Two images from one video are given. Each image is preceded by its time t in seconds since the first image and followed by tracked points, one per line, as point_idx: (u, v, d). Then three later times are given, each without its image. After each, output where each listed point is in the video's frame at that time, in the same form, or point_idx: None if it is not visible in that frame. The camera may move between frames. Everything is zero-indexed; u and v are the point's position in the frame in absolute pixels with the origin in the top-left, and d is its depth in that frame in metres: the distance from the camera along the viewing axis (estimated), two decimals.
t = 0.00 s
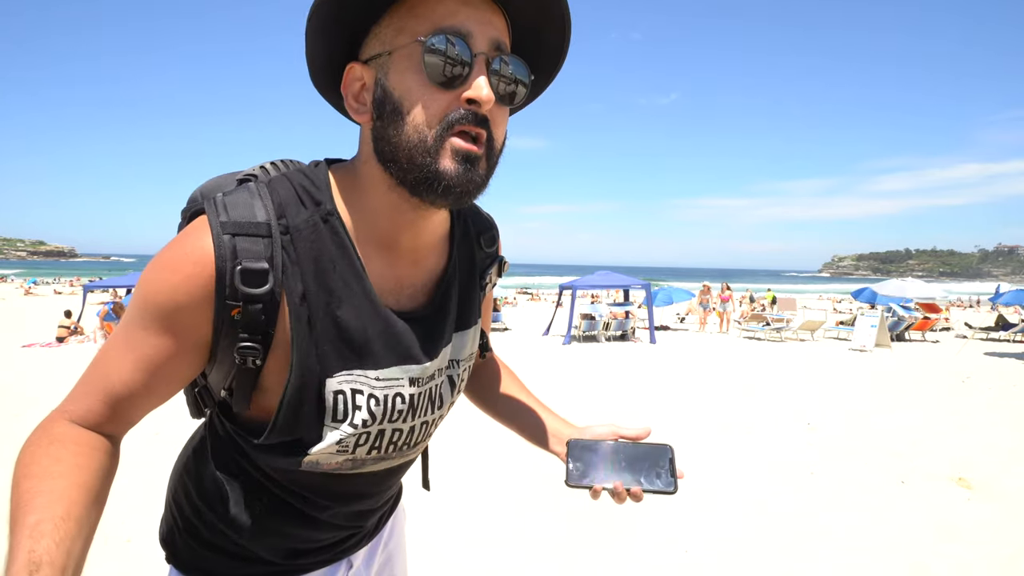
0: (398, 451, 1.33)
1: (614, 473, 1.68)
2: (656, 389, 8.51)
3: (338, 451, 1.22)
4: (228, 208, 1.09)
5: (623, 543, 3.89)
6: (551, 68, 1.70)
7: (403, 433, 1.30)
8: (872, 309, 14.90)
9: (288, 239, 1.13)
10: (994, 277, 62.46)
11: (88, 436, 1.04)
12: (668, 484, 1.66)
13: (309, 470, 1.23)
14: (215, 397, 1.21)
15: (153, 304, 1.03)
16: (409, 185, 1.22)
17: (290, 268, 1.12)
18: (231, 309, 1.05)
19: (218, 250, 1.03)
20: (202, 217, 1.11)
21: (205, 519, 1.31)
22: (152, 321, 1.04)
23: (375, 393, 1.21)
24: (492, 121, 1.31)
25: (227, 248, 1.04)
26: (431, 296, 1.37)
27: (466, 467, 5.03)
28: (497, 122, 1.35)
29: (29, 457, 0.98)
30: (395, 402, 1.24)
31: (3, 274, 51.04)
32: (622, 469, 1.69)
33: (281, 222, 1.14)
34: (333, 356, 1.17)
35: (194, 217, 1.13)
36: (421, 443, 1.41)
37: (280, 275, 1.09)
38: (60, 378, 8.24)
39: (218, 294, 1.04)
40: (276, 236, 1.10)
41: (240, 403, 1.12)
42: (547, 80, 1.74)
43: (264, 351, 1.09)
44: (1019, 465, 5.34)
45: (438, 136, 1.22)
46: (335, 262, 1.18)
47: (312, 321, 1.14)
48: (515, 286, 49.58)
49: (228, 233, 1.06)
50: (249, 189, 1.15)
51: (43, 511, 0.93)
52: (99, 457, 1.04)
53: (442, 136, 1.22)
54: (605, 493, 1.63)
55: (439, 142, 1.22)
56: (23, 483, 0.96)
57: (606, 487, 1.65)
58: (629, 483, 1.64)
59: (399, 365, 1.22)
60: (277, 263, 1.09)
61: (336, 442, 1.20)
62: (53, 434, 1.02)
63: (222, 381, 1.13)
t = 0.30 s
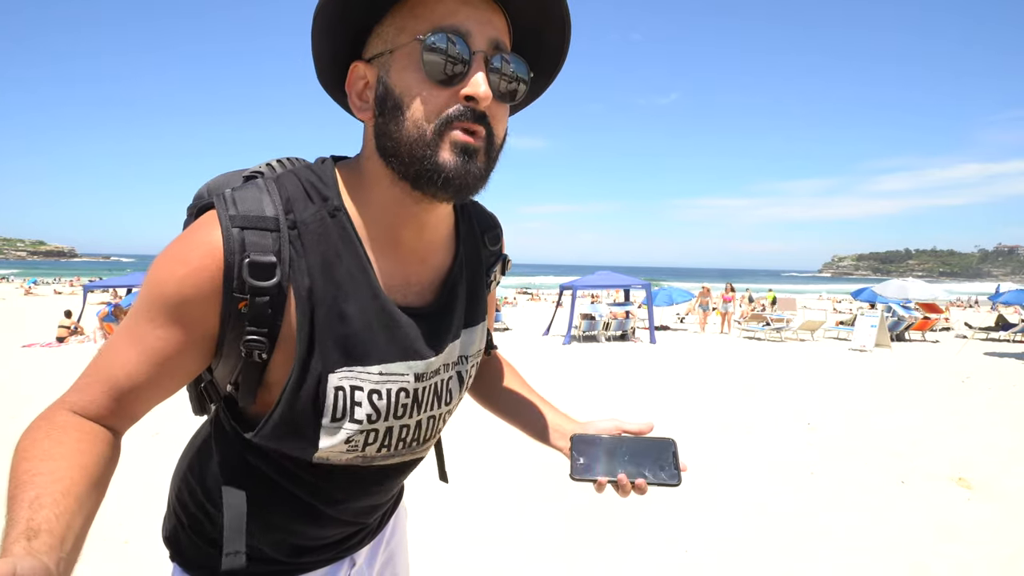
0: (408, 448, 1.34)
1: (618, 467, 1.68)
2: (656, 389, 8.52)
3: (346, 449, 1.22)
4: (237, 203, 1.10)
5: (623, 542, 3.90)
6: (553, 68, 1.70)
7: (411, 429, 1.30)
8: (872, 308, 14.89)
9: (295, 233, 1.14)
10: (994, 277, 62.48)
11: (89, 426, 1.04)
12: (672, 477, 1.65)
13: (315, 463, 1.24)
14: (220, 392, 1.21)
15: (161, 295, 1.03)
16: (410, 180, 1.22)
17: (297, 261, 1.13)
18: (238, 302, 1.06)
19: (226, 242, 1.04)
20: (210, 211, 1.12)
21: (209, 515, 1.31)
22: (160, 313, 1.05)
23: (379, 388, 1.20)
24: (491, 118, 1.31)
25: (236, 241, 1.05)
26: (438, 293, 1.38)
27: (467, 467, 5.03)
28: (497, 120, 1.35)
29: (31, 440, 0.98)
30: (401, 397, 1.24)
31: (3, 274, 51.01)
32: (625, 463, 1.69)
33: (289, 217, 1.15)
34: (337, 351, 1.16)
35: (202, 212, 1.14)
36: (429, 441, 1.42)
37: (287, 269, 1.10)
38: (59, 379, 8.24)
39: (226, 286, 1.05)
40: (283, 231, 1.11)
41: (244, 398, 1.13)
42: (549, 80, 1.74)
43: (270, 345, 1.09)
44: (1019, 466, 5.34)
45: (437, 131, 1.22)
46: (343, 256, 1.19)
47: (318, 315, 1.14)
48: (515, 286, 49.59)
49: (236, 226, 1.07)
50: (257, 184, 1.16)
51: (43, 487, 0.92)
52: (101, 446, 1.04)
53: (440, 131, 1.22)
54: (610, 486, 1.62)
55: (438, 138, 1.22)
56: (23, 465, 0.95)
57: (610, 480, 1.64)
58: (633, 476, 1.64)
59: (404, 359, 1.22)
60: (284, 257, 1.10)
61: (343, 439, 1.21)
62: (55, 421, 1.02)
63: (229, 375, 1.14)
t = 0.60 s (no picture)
0: (414, 447, 1.34)
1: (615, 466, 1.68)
2: (656, 389, 8.53)
3: (351, 445, 1.23)
4: (243, 203, 1.10)
5: (623, 542, 3.90)
6: (559, 69, 1.70)
7: (416, 428, 1.30)
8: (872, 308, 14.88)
9: (301, 234, 1.14)
10: (994, 277, 62.50)
11: (93, 424, 1.04)
12: (668, 476, 1.65)
13: (322, 463, 1.25)
14: (224, 391, 1.21)
15: (169, 294, 1.04)
16: (410, 181, 1.23)
17: (303, 261, 1.13)
18: (245, 302, 1.06)
19: (233, 241, 1.04)
20: (215, 210, 1.12)
21: (213, 514, 1.31)
22: (166, 312, 1.05)
23: (386, 387, 1.20)
24: (493, 120, 1.31)
25: (243, 241, 1.05)
26: (442, 293, 1.38)
27: (466, 466, 5.03)
28: (500, 121, 1.35)
29: (35, 438, 0.98)
30: (409, 396, 1.24)
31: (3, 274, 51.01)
32: (623, 462, 1.70)
33: (295, 217, 1.15)
34: (343, 351, 1.16)
35: (205, 211, 1.14)
36: (433, 441, 1.42)
37: (293, 269, 1.11)
38: (59, 379, 8.24)
39: (232, 286, 1.05)
40: (289, 231, 1.12)
41: (249, 397, 1.13)
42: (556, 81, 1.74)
43: (276, 344, 1.09)
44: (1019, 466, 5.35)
45: (437, 132, 1.22)
46: (348, 256, 1.19)
47: (323, 314, 1.14)
48: (515, 285, 49.56)
49: (243, 225, 1.07)
50: (262, 184, 1.16)
51: (48, 485, 0.93)
52: (106, 444, 1.04)
53: (441, 132, 1.22)
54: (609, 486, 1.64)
55: (438, 137, 1.22)
56: (28, 463, 0.96)
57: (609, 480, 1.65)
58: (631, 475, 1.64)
59: (410, 358, 1.22)
60: (290, 257, 1.10)
61: (348, 435, 1.21)
62: (60, 419, 1.02)
63: (233, 373, 1.13)
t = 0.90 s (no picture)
0: (405, 452, 1.34)
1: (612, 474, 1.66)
2: (656, 389, 8.53)
3: (342, 452, 1.23)
4: (243, 203, 1.10)
5: (622, 543, 3.90)
6: (571, 78, 1.68)
7: (408, 433, 1.30)
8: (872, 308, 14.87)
9: (301, 236, 1.14)
10: (994, 277, 62.51)
11: (88, 423, 1.03)
12: (664, 484, 1.65)
13: (313, 468, 1.25)
14: (220, 392, 1.21)
15: (166, 294, 1.03)
16: (398, 189, 1.23)
17: (301, 264, 1.13)
18: (242, 303, 1.06)
19: (231, 243, 1.04)
20: (214, 210, 1.12)
21: (206, 518, 1.31)
22: (163, 312, 1.04)
23: (379, 392, 1.20)
24: (484, 134, 1.29)
25: (242, 242, 1.05)
26: (438, 300, 1.38)
27: (467, 467, 5.03)
28: (493, 134, 1.33)
29: (28, 436, 0.98)
30: (400, 402, 1.24)
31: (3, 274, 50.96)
32: (618, 469, 1.68)
33: (294, 219, 1.15)
34: (337, 355, 1.16)
35: (204, 210, 1.14)
36: (425, 445, 1.42)
37: (291, 272, 1.10)
38: (60, 379, 8.24)
39: (230, 287, 1.05)
40: (288, 233, 1.11)
41: (243, 398, 1.13)
42: (568, 91, 1.72)
43: (272, 347, 1.09)
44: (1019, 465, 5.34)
45: (423, 145, 1.22)
46: (346, 260, 1.19)
47: (319, 318, 1.14)
48: (515, 285, 49.57)
49: (242, 227, 1.07)
50: (262, 184, 1.16)
51: (40, 483, 0.93)
52: (100, 443, 1.04)
53: (427, 146, 1.22)
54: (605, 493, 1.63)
55: (424, 151, 1.21)
56: (20, 460, 0.96)
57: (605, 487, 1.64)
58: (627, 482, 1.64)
59: (403, 364, 1.22)
60: (289, 260, 1.10)
61: (340, 442, 1.21)
62: (54, 417, 1.01)
63: (229, 375, 1.13)
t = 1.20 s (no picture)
0: (391, 464, 1.36)
1: (603, 494, 1.62)
2: (655, 389, 8.54)
3: (330, 464, 1.25)
4: (243, 211, 1.11)
5: (622, 544, 3.91)
6: (587, 98, 1.66)
7: (396, 447, 1.32)
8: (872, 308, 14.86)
9: (300, 246, 1.15)
10: (994, 278, 62.49)
11: (78, 424, 1.04)
12: (656, 507, 1.61)
13: (302, 480, 1.26)
14: (214, 396, 1.22)
15: (162, 300, 1.04)
16: (388, 204, 1.27)
17: (299, 273, 1.14)
18: (239, 312, 1.07)
19: (231, 252, 1.05)
20: (216, 215, 1.13)
21: (194, 520, 1.31)
22: (159, 317, 1.05)
23: (370, 407, 1.22)
24: (477, 153, 1.31)
25: (240, 251, 1.06)
26: (435, 314, 1.39)
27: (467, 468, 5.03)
28: (489, 154, 1.35)
29: (17, 436, 0.99)
30: (391, 417, 1.26)
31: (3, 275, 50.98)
32: (609, 488, 1.65)
33: (295, 229, 1.16)
34: (329, 367, 1.16)
35: (206, 214, 1.15)
36: (413, 457, 1.44)
37: (288, 283, 1.12)
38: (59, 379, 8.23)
39: (228, 296, 1.06)
40: (288, 243, 1.12)
41: (236, 405, 1.14)
42: (586, 111, 1.70)
43: (266, 356, 1.10)
44: (1018, 466, 5.35)
45: (412, 160, 1.26)
46: (345, 270, 1.20)
47: (315, 329, 1.15)
48: (515, 285, 49.53)
49: (242, 235, 1.08)
50: (265, 191, 1.17)
51: (20, 487, 0.94)
52: (89, 444, 1.04)
53: (416, 163, 1.25)
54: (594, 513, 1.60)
55: (412, 167, 1.25)
56: (9, 461, 0.96)
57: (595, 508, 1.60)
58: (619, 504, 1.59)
59: (398, 380, 1.23)
60: (287, 271, 1.11)
61: (328, 455, 1.23)
62: (45, 417, 1.02)
63: (223, 380, 1.14)
